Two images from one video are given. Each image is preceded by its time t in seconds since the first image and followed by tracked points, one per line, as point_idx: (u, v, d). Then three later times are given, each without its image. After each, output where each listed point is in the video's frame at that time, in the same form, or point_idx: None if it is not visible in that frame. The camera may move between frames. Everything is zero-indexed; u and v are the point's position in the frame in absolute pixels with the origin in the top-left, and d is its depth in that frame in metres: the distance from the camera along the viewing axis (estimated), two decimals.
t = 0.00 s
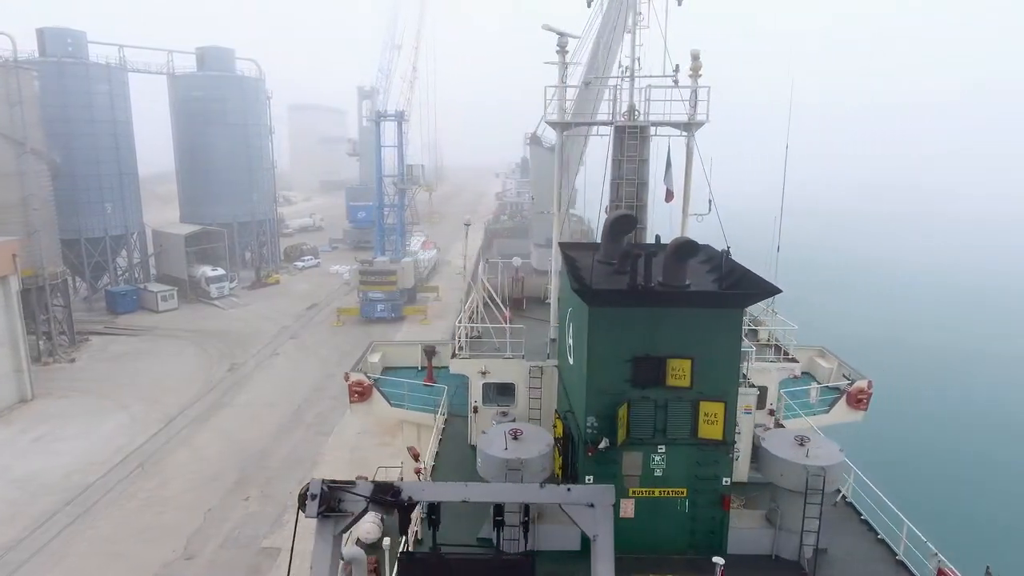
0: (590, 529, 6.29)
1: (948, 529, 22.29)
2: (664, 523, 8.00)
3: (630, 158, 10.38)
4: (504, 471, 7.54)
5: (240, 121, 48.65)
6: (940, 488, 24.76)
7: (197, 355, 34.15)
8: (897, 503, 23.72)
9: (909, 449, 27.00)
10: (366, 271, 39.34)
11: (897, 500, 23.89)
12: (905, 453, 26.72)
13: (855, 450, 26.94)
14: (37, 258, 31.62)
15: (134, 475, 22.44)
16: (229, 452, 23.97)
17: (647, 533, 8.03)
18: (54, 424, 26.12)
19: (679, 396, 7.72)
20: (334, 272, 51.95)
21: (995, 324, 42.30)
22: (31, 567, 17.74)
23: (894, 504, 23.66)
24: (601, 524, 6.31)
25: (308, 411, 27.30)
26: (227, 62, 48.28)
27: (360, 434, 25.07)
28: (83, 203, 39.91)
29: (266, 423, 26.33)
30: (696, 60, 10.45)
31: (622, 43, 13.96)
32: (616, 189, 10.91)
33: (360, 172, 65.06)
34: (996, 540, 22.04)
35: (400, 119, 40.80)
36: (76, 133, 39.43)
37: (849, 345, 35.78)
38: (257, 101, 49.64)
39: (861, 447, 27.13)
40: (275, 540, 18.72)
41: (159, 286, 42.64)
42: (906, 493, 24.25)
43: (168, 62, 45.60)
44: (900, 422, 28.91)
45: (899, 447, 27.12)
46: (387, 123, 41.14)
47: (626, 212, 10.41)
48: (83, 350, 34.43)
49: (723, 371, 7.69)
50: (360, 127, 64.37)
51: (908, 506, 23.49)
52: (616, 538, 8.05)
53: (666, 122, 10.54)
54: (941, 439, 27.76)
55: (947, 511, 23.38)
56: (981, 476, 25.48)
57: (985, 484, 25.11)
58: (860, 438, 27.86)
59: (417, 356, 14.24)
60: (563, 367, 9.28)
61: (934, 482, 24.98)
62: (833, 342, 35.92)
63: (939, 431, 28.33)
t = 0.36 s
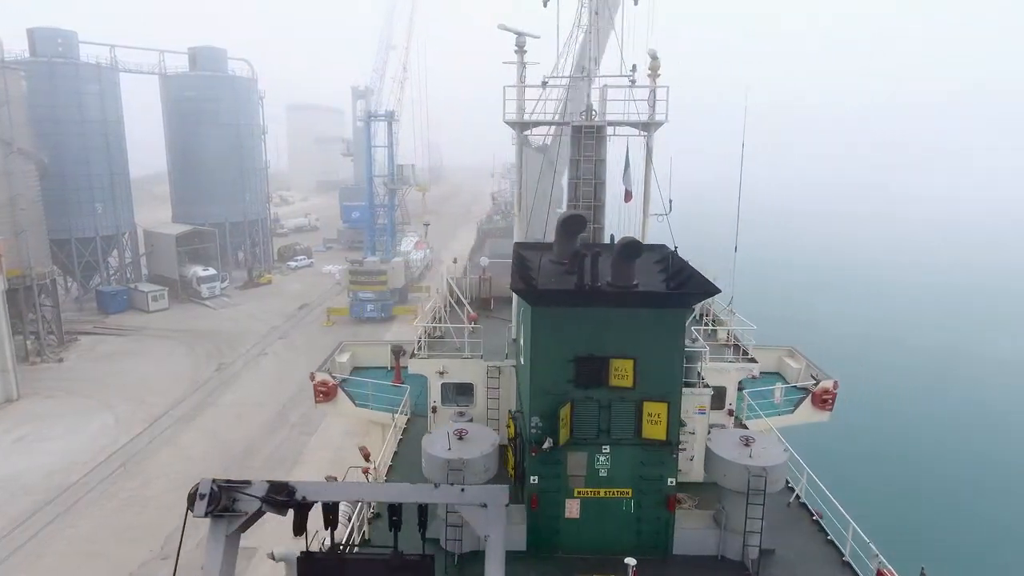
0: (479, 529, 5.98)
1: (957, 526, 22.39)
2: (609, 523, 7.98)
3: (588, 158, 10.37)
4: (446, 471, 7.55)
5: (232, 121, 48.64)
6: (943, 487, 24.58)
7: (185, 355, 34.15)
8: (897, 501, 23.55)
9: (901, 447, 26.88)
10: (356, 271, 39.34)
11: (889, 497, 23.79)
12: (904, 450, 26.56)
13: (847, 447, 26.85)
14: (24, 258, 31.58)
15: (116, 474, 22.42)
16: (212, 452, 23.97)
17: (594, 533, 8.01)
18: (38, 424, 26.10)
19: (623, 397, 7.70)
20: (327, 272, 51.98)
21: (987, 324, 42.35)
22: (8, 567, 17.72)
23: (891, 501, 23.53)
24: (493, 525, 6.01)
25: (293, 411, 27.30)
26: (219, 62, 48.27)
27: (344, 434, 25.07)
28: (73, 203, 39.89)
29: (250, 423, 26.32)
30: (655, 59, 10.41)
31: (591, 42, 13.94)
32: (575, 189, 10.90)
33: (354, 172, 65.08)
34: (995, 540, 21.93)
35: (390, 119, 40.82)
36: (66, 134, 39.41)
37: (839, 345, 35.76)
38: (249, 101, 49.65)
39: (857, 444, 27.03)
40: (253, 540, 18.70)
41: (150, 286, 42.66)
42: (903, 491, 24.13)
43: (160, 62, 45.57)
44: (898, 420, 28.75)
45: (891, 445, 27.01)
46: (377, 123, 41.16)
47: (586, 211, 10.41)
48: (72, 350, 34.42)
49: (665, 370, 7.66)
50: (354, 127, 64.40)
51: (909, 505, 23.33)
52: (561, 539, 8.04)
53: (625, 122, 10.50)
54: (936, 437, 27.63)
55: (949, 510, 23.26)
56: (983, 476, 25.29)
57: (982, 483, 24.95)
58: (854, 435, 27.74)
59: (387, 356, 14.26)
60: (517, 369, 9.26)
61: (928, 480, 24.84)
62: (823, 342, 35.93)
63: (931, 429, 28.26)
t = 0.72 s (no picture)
0: (373, 531, 5.55)
1: (958, 526, 22.29)
2: (558, 523, 7.98)
3: (549, 158, 10.38)
4: (391, 471, 7.56)
5: (227, 121, 48.77)
6: (943, 487, 24.40)
7: (177, 354, 34.25)
8: (895, 501, 23.36)
9: (898, 446, 26.69)
10: (350, 271, 39.42)
11: (886, 497, 23.64)
12: (902, 450, 26.35)
13: (844, 446, 26.61)
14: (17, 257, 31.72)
15: (102, 473, 22.46)
16: (198, 451, 24.03)
17: (542, 533, 8.01)
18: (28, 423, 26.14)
19: (570, 397, 7.69)
20: (323, 272, 52.13)
21: (983, 324, 42.19)
22: None
23: (889, 501, 23.35)
24: (389, 527, 5.58)
25: (282, 411, 27.36)
26: (215, 62, 48.39)
27: (331, 434, 25.12)
28: (69, 203, 40.11)
29: (238, 422, 26.39)
30: (618, 57, 10.37)
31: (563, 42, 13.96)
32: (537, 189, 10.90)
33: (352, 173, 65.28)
34: (994, 541, 21.79)
35: (384, 119, 40.90)
36: (61, 134, 39.53)
37: (833, 345, 35.61)
38: (245, 102, 49.73)
39: (856, 443, 26.82)
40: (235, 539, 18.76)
41: (145, 286, 42.79)
42: (902, 491, 23.94)
43: (156, 62, 45.71)
44: (896, 420, 28.52)
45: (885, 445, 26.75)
46: (371, 123, 41.26)
47: (547, 211, 10.42)
48: (65, 349, 34.52)
49: (611, 371, 7.65)
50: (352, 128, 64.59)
51: (908, 505, 23.14)
52: (510, 539, 8.03)
53: (587, 122, 10.50)
54: (932, 437, 27.44)
55: (949, 510, 23.11)
56: (981, 477, 25.12)
57: (980, 484, 24.78)
58: (850, 434, 27.50)
59: (359, 356, 14.29)
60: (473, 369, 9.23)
61: (926, 480, 24.65)
62: (818, 342, 35.77)
63: (926, 429, 28.06)
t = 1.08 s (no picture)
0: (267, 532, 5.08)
1: (957, 526, 21.99)
2: (507, 523, 7.97)
3: (511, 158, 10.35)
4: (337, 470, 7.60)
5: (225, 121, 48.96)
6: (945, 488, 23.94)
7: (171, 354, 34.38)
8: (893, 500, 23.02)
9: (896, 445, 26.30)
10: (344, 271, 39.50)
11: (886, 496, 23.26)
12: (901, 449, 25.96)
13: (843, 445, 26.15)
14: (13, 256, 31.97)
15: (90, 471, 22.57)
16: (187, 450, 24.11)
17: (491, 533, 8.00)
18: (20, 421, 26.22)
19: (517, 397, 7.67)
20: (321, 272, 52.27)
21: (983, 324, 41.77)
22: None
23: (888, 501, 22.97)
24: (286, 526, 5.13)
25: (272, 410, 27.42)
26: (212, 62, 48.56)
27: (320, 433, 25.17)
28: (67, 203, 40.38)
29: (228, 422, 26.48)
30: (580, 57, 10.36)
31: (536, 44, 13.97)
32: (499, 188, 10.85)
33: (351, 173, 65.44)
34: (992, 542, 21.50)
35: (379, 119, 40.89)
36: (59, 134, 39.74)
37: (830, 344, 35.30)
38: (243, 102, 49.89)
39: (856, 442, 26.40)
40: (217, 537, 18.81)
41: (143, 285, 42.96)
42: (901, 491, 23.51)
43: (154, 63, 45.90)
44: (893, 419, 28.16)
45: (885, 445, 26.15)
46: (366, 123, 41.23)
47: (512, 211, 10.38)
48: (60, 348, 34.69)
49: (558, 371, 7.62)
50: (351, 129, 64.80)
51: (908, 505, 22.71)
52: (460, 539, 8.03)
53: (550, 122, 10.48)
54: (931, 436, 27.04)
55: (949, 510, 22.78)
56: (979, 477, 24.73)
57: (979, 485, 24.30)
58: (849, 433, 27.07)
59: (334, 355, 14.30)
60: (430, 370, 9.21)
61: (925, 479, 24.25)
62: (815, 342, 35.48)
63: (924, 427, 27.64)
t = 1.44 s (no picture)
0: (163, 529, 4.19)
1: (958, 527, 20.96)
2: (458, 523, 7.96)
3: (475, 158, 10.29)
4: (287, 468, 7.64)
5: (226, 121, 49.23)
6: (948, 487, 22.99)
7: (169, 353, 34.53)
8: (893, 499, 22.11)
9: (897, 443, 25.58)
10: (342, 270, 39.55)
11: (887, 496, 22.26)
12: (902, 448, 25.27)
13: (843, 445, 25.14)
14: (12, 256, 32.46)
15: (81, 469, 22.68)
16: (179, 450, 24.19)
17: (443, 532, 8.01)
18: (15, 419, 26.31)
19: (467, 396, 7.68)
20: (322, 272, 52.37)
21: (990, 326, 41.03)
22: None
23: (888, 501, 22.01)
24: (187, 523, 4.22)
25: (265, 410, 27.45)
26: (214, 63, 48.80)
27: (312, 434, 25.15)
28: (69, 203, 40.78)
29: (221, 422, 26.54)
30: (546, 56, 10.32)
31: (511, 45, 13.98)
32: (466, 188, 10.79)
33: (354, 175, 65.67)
34: (995, 540, 20.60)
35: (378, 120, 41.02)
36: (60, 134, 39.95)
37: (832, 346, 34.78)
38: (244, 102, 50.11)
39: (857, 441, 25.43)
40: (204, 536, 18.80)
41: (144, 284, 43.15)
42: (901, 491, 22.59)
43: (156, 63, 46.20)
44: (894, 418, 27.52)
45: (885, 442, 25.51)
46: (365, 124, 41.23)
47: (478, 210, 10.33)
48: (60, 346, 34.89)
49: (508, 371, 7.62)
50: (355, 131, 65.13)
51: (908, 505, 21.76)
52: (412, 538, 8.05)
53: (516, 121, 10.44)
54: (932, 437, 26.34)
55: (951, 511, 21.70)
56: (982, 475, 23.81)
57: (982, 484, 23.41)
58: (850, 432, 26.16)
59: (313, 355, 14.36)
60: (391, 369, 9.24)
61: (925, 477, 23.43)
62: (816, 345, 35.03)
63: (925, 427, 26.98)
